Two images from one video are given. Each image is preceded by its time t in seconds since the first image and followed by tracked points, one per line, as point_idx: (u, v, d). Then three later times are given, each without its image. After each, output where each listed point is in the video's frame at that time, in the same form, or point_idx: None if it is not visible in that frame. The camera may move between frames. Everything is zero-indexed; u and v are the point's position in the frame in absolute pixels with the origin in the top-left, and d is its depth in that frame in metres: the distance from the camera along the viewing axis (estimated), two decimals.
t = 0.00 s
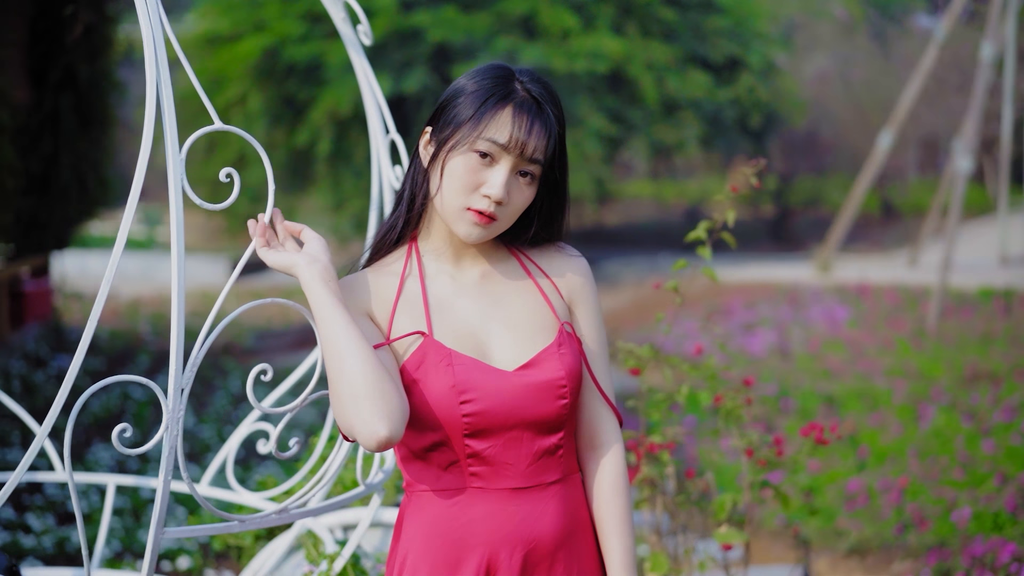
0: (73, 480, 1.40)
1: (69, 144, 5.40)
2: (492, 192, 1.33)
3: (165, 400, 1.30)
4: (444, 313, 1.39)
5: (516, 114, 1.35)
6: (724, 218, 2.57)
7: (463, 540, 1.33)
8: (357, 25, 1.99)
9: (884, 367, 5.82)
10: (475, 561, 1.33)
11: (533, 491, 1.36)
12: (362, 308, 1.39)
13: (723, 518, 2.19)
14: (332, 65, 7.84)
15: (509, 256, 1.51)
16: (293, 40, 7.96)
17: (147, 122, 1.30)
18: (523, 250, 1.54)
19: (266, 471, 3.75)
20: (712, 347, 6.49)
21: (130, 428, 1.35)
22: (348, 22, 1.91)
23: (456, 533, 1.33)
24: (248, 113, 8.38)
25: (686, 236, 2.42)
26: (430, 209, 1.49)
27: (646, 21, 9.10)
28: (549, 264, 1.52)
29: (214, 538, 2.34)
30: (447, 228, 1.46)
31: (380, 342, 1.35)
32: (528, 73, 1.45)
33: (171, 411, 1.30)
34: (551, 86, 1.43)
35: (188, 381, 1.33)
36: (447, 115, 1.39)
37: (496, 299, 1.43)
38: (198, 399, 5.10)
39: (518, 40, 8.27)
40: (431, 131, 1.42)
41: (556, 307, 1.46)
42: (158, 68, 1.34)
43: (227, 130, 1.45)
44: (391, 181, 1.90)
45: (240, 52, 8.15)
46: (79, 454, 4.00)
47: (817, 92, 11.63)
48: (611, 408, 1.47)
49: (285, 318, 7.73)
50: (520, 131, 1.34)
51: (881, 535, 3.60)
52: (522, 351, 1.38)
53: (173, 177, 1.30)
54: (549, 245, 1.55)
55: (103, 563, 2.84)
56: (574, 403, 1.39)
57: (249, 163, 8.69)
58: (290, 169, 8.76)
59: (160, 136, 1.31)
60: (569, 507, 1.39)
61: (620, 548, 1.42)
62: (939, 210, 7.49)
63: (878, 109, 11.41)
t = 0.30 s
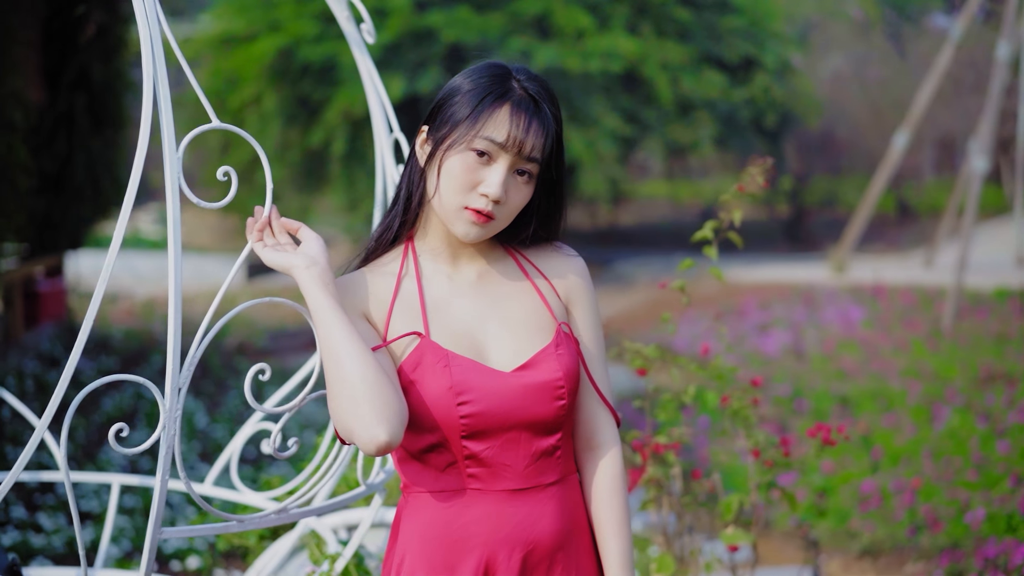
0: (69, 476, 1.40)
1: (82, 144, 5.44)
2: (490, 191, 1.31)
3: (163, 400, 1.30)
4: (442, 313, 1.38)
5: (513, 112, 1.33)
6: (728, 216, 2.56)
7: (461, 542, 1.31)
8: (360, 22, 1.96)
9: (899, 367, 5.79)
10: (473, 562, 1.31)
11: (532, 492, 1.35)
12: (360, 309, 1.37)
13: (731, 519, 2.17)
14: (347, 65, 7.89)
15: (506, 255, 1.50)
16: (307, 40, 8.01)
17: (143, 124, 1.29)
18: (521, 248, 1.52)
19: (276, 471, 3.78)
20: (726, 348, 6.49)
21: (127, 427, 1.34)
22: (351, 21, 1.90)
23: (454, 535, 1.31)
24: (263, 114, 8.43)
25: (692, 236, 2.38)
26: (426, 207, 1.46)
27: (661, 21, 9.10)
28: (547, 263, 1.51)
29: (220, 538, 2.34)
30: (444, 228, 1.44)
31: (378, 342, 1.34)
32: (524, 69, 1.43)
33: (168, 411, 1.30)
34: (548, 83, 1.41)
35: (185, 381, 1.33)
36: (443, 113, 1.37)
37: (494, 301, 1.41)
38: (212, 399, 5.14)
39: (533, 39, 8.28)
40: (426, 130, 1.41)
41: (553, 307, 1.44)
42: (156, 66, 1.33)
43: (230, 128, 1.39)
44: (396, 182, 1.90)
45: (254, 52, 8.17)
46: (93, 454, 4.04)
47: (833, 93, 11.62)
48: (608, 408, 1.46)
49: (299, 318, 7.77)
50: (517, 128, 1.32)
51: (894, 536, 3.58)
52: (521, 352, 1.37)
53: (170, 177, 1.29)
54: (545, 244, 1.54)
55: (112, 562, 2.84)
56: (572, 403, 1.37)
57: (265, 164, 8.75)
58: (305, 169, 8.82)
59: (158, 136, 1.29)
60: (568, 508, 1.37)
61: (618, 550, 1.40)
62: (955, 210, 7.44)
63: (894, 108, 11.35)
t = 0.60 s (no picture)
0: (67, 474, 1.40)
1: (101, 144, 5.48)
2: (486, 191, 1.31)
3: (161, 399, 1.30)
4: (438, 314, 1.38)
5: (511, 113, 1.34)
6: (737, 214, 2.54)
7: (458, 542, 1.32)
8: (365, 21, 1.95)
9: (917, 368, 5.75)
10: (470, 562, 1.31)
11: (529, 493, 1.35)
12: (357, 309, 1.37)
13: (739, 520, 2.16)
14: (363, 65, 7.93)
15: (503, 255, 1.49)
16: (325, 41, 8.06)
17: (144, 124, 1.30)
18: (518, 248, 1.52)
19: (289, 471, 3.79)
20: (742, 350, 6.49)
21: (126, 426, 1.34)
22: (357, 20, 1.90)
23: (451, 535, 1.32)
24: (281, 113, 8.50)
25: (700, 236, 2.35)
26: (423, 207, 1.46)
27: (678, 20, 9.09)
28: (544, 263, 1.50)
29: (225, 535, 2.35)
30: (441, 228, 1.44)
31: (374, 344, 1.34)
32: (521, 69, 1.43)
33: (166, 410, 1.30)
34: (545, 83, 1.41)
35: (185, 379, 1.33)
36: (440, 113, 1.37)
37: (490, 300, 1.41)
38: (228, 399, 5.18)
39: (549, 39, 8.28)
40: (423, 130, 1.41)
41: (550, 306, 1.44)
42: (154, 65, 1.32)
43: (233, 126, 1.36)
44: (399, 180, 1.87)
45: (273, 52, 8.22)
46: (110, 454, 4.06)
47: (852, 93, 11.57)
48: (606, 407, 1.46)
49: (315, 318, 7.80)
50: (514, 128, 1.32)
51: (909, 538, 3.56)
52: (518, 353, 1.37)
53: (170, 176, 1.28)
54: (543, 243, 1.53)
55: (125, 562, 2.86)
56: (568, 403, 1.37)
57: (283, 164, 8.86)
58: (322, 168, 8.86)
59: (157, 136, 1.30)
60: (565, 509, 1.37)
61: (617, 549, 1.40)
62: (975, 210, 7.38)
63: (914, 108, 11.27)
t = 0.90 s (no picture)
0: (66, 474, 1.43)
1: (119, 144, 5.54)
2: (477, 193, 1.33)
3: (156, 399, 1.34)
4: (428, 315, 1.39)
5: (502, 114, 1.35)
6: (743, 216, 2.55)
7: (448, 543, 1.33)
8: (369, 20, 1.97)
9: (937, 369, 5.71)
10: (459, 562, 1.33)
11: (520, 494, 1.36)
12: (346, 312, 1.38)
13: (746, 520, 2.17)
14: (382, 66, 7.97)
15: (495, 256, 1.51)
16: (344, 41, 8.10)
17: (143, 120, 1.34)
18: (510, 249, 1.53)
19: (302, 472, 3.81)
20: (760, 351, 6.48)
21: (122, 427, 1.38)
22: (361, 20, 1.92)
23: (442, 536, 1.33)
24: (301, 113, 8.55)
25: (706, 236, 2.38)
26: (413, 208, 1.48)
27: (698, 20, 9.06)
28: (537, 264, 1.52)
29: (232, 536, 2.37)
30: (431, 229, 1.45)
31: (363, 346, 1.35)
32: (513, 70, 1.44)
33: (162, 410, 1.34)
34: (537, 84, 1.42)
35: (180, 379, 1.36)
36: (431, 114, 1.39)
37: (481, 302, 1.43)
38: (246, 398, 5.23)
39: (569, 39, 8.27)
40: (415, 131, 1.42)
41: (541, 308, 1.45)
42: (148, 63, 1.36)
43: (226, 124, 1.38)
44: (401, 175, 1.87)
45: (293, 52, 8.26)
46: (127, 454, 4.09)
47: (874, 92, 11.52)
48: (599, 408, 1.47)
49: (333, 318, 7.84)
50: (505, 130, 1.34)
51: (925, 539, 3.54)
52: (508, 354, 1.38)
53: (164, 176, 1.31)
54: (536, 244, 1.55)
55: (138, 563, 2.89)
56: (559, 405, 1.39)
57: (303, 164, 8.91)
58: (342, 169, 8.91)
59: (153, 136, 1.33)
60: (556, 509, 1.39)
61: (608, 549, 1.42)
62: (997, 210, 7.32)
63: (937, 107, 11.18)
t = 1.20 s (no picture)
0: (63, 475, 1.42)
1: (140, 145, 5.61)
2: (470, 193, 1.34)
3: (155, 400, 1.34)
4: (420, 317, 1.39)
5: (496, 115, 1.36)
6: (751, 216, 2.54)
7: (441, 544, 1.34)
8: (375, 21, 1.99)
9: (957, 370, 5.67)
10: (451, 563, 1.34)
11: (512, 495, 1.37)
12: (337, 314, 1.38)
13: (755, 522, 2.17)
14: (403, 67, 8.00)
15: (488, 257, 1.51)
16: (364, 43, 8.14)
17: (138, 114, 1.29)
18: (505, 250, 1.54)
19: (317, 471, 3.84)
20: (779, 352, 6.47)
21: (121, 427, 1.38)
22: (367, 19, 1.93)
23: (433, 536, 1.34)
24: (322, 114, 8.61)
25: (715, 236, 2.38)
26: (406, 208, 1.48)
27: (719, 20, 9.03)
28: (531, 265, 1.52)
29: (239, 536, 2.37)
30: (424, 229, 1.45)
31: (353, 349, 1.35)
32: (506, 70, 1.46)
33: (161, 411, 1.34)
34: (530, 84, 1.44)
35: (179, 379, 1.37)
36: (425, 115, 1.40)
37: (473, 304, 1.43)
38: (264, 398, 5.28)
39: (589, 39, 8.27)
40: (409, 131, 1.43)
41: (534, 309, 1.46)
42: (147, 57, 1.33)
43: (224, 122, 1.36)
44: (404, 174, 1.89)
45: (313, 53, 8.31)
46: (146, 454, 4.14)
47: (897, 93, 11.48)
48: (594, 408, 1.48)
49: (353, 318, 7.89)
50: (499, 130, 1.35)
51: (944, 541, 3.52)
52: (499, 355, 1.38)
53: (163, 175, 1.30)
54: (532, 244, 1.56)
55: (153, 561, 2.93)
56: (551, 406, 1.39)
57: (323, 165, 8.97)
58: (362, 169, 8.95)
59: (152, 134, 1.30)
60: (549, 510, 1.39)
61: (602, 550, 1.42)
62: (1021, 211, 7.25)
63: (961, 107, 11.10)
